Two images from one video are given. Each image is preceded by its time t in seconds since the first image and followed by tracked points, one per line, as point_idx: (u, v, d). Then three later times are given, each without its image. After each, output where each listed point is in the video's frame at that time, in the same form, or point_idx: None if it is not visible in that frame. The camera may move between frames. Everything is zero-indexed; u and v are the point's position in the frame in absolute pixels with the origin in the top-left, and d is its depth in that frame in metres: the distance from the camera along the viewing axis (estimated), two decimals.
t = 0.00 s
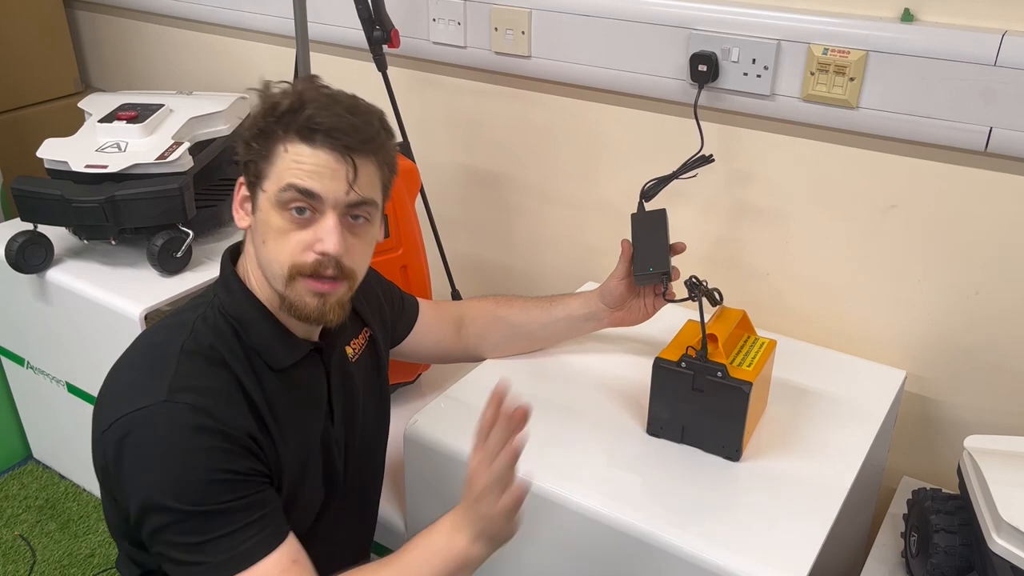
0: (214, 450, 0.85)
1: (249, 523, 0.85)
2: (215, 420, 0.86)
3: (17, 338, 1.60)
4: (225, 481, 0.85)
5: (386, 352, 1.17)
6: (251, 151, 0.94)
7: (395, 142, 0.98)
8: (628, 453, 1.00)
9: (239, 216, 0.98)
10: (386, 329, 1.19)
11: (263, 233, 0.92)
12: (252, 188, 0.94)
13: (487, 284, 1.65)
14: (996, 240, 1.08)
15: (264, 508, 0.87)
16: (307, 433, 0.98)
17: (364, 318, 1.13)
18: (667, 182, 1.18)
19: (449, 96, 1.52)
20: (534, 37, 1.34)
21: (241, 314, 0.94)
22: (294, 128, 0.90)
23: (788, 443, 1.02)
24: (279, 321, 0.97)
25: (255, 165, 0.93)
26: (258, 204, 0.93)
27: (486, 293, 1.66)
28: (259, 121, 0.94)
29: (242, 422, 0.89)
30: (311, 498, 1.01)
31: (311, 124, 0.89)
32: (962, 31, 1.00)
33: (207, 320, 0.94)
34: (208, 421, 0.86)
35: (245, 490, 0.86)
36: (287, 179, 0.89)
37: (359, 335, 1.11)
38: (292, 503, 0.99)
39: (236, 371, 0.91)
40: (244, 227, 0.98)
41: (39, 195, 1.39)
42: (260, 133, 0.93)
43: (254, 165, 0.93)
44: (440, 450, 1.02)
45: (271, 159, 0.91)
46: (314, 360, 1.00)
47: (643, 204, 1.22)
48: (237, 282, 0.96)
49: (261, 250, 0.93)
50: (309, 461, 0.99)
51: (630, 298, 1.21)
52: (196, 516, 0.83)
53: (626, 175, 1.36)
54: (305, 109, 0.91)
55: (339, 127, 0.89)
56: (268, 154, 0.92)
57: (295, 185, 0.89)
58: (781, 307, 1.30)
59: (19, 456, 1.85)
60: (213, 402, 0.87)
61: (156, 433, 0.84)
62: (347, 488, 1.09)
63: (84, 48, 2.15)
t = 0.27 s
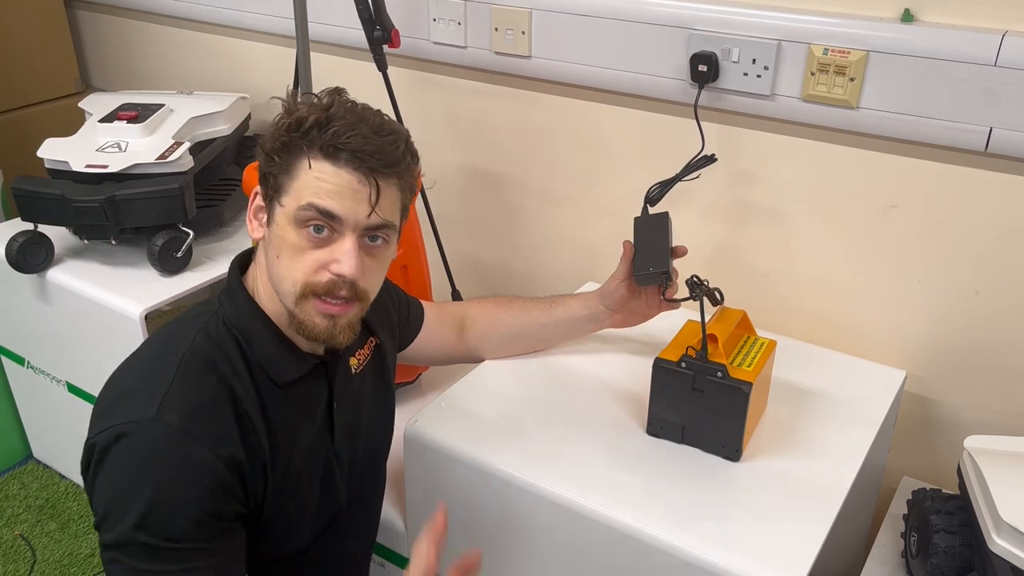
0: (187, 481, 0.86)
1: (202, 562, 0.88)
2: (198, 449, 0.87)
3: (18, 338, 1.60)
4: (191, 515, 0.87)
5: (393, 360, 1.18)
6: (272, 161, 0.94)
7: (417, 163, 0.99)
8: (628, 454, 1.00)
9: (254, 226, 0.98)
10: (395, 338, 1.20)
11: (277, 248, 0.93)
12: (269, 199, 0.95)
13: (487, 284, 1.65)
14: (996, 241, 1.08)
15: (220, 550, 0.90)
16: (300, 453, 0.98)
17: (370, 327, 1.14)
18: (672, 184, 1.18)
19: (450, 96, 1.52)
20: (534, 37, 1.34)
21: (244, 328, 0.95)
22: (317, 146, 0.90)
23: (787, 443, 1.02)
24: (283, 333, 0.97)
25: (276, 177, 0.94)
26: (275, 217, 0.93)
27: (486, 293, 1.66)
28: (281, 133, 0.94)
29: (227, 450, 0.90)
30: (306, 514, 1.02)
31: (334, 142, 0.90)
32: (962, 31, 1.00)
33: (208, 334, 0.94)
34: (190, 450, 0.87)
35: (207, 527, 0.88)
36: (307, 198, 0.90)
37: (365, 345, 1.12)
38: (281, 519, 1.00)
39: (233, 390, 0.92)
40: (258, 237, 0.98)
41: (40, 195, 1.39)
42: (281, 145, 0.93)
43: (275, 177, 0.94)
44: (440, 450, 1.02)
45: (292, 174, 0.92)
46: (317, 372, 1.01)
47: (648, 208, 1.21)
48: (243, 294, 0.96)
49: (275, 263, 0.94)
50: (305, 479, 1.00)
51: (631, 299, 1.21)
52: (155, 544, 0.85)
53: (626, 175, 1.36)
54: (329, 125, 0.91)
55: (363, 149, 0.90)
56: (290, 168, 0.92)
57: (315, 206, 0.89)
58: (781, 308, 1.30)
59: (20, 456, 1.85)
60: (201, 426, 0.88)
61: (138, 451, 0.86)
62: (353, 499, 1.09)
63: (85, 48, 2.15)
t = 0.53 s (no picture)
0: (171, 499, 0.87)
1: None
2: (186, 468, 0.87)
3: (18, 337, 1.60)
4: (170, 534, 0.87)
5: (400, 360, 1.18)
6: (262, 171, 0.94)
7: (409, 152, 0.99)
8: (628, 454, 1.00)
9: (251, 238, 0.97)
10: (401, 337, 1.20)
11: (280, 256, 0.93)
12: (264, 209, 0.94)
13: (487, 284, 1.65)
14: (996, 241, 1.08)
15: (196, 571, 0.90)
16: (296, 469, 0.98)
17: (378, 329, 1.15)
18: (674, 186, 1.18)
19: (450, 96, 1.52)
20: (534, 37, 1.34)
21: (247, 339, 0.95)
22: (308, 149, 0.90)
23: (788, 444, 1.02)
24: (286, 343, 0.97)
25: (268, 186, 0.93)
26: (273, 227, 0.93)
27: (486, 293, 1.66)
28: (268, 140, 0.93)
29: (217, 468, 0.90)
30: (301, 528, 1.01)
31: (326, 143, 0.89)
32: (963, 31, 1.00)
33: (211, 346, 0.94)
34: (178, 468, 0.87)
35: (187, 546, 0.88)
36: (305, 204, 0.90)
37: (372, 347, 1.12)
38: (274, 533, 1.00)
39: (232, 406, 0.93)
40: (256, 248, 0.98)
41: (40, 195, 1.39)
42: (270, 153, 0.92)
43: (268, 186, 0.93)
44: (440, 450, 1.02)
45: (286, 181, 0.91)
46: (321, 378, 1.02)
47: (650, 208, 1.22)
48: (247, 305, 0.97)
49: (280, 273, 0.94)
50: (301, 493, 1.00)
51: (632, 300, 1.22)
52: (132, 560, 0.86)
53: (627, 175, 1.36)
54: (316, 126, 0.90)
55: (356, 146, 0.89)
56: (282, 176, 0.92)
57: (316, 209, 0.89)
58: (782, 308, 1.30)
59: (20, 456, 1.85)
60: (192, 444, 0.88)
61: (126, 464, 0.86)
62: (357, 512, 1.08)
63: (85, 48, 2.15)
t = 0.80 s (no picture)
0: (161, 492, 0.87)
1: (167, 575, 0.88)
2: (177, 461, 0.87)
3: (19, 337, 1.60)
4: (160, 528, 0.87)
5: (401, 359, 1.18)
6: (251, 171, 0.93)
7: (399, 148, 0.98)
8: (628, 454, 1.00)
9: (242, 237, 0.98)
10: (402, 336, 1.20)
11: (271, 257, 0.93)
12: (254, 209, 0.94)
13: (488, 285, 1.65)
14: (997, 241, 1.08)
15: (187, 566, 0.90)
16: (290, 465, 0.98)
17: (379, 329, 1.15)
18: (674, 185, 1.18)
19: (451, 96, 1.52)
20: (535, 37, 1.34)
21: (242, 335, 0.95)
22: (294, 149, 0.90)
23: (788, 443, 1.02)
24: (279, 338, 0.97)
25: (257, 187, 0.93)
26: (264, 228, 0.93)
27: (487, 293, 1.66)
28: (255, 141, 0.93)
29: (209, 462, 0.90)
30: (296, 526, 1.01)
31: (311, 144, 0.89)
32: (964, 31, 1.00)
33: (205, 341, 0.95)
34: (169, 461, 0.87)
35: (178, 540, 0.88)
36: (294, 205, 0.90)
37: (373, 345, 1.13)
38: (269, 531, 0.99)
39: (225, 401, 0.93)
40: (248, 248, 0.98)
41: (42, 195, 1.39)
42: (258, 153, 0.92)
43: (257, 187, 0.93)
44: (440, 450, 1.02)
45: (274, 182, 0.91)
46: (318, 377, 1.02)
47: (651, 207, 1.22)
48: (241, 302, 0.97)
49: (272, 274, 0.94)
50: (296, 490, 0.99)
51: (632, 299, 1.22)
52: (123, 553, 0.86)
53: (627, 175, 1.36)
54: (301, 126, 0.90)
55: (342, 146, 0.89)
56: (270, 177, 0.91)
57: (304, 210, 0.89)
58: (782, 308, 1.30)
59: (20, 456, 1.85)
60: (183, 437, 0.88)
61: (118, 457, 0.86)
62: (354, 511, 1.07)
63: (86, 48, 2.15)
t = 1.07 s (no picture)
0: (169, 488, 0.87)
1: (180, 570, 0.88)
2: (182, 455, 0.87)
3: (20, 337, 1.60)
4: (171, 522, 0.87)
5: (393, 356, 1.18)
6: (280, 171, 0.90)
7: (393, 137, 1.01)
8: (628, 454, 1.00)
9: (262, 239, 0.94)
10: (396, 335, 1.20)
11: (314, 255, 0.92)
12: (286, 210, 0.91)
13: (488, 284, 1.65)
14: (997, 240, 1.08)
15: (199, 561, 0.90)
16: (291, 456, 0.98)
17: (372, 325, 1.14)
18: (675, 186, 1.18)
19: (452, 96, 1.52)
20: (536, 37, 1.34)
21: (238, 328, 0.95)
22: (338, 145, 0.89)
23: (789, 443, 1.02)
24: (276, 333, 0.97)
25: (292, 187, 0.90)
26: (302, 227, 0.91)
27: (487, 293, 1.66)
28: (285, 139, 0.90)
29: (213, 455, 0.90)
30: (299, 518, 1.01)
31: (354, 137, 0.89)
32: (965, 31, 1.00)
33: (201, 336, 0.94)
34: (173, 456, 0.87)
35: (188, 534, 0.88)
36: (347, 200, 0.90)
37: (366, 341, 1.12)
38: (273, 523, 0.99)
39: (224, 395, 0.93)
40: (271, 250, 0.94)
41: (42, 194, 1.39)
42: (288, 152, 0.90)
43: (290, 187, 0.90)
44: (441, 449, 1.02)
45: (316, 181, 0.89)
46: (314, 370, 1.01)
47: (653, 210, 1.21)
48: (235, 298, 0.96)
49: (317, 270, 0.92)
50: (297, 482, 1.00)
51: (634, 302, 1.22)
52: (135, 550, 0.86)
53: (627, 174, 1.36)
54: (336, 121, 0.90)
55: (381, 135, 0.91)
56: (309, 176, 0.89)
57: (359, 204, 0.90)
58: (783, 308, 1.30)
59: (20, 455, 1.85)
60: (186, 433, 0.88)
61: (122, 456, 0.86)
62: (352, 503, 1.08)
63: (87, 47, 2.15)
